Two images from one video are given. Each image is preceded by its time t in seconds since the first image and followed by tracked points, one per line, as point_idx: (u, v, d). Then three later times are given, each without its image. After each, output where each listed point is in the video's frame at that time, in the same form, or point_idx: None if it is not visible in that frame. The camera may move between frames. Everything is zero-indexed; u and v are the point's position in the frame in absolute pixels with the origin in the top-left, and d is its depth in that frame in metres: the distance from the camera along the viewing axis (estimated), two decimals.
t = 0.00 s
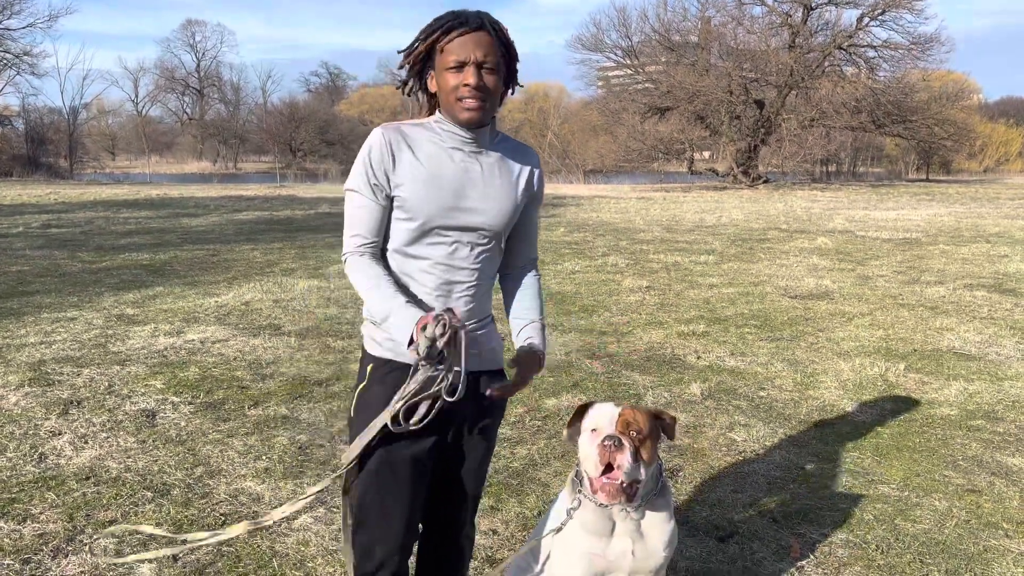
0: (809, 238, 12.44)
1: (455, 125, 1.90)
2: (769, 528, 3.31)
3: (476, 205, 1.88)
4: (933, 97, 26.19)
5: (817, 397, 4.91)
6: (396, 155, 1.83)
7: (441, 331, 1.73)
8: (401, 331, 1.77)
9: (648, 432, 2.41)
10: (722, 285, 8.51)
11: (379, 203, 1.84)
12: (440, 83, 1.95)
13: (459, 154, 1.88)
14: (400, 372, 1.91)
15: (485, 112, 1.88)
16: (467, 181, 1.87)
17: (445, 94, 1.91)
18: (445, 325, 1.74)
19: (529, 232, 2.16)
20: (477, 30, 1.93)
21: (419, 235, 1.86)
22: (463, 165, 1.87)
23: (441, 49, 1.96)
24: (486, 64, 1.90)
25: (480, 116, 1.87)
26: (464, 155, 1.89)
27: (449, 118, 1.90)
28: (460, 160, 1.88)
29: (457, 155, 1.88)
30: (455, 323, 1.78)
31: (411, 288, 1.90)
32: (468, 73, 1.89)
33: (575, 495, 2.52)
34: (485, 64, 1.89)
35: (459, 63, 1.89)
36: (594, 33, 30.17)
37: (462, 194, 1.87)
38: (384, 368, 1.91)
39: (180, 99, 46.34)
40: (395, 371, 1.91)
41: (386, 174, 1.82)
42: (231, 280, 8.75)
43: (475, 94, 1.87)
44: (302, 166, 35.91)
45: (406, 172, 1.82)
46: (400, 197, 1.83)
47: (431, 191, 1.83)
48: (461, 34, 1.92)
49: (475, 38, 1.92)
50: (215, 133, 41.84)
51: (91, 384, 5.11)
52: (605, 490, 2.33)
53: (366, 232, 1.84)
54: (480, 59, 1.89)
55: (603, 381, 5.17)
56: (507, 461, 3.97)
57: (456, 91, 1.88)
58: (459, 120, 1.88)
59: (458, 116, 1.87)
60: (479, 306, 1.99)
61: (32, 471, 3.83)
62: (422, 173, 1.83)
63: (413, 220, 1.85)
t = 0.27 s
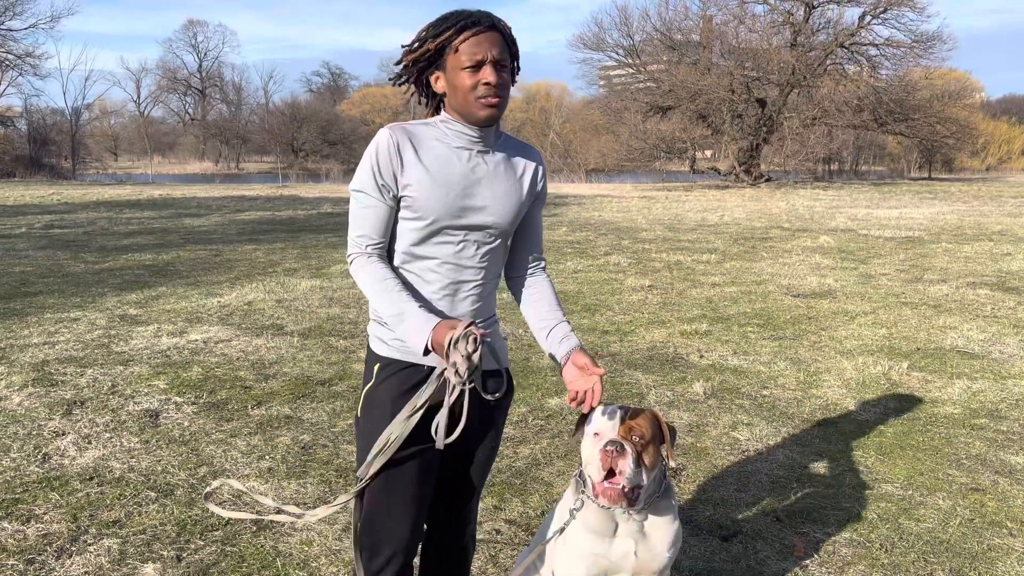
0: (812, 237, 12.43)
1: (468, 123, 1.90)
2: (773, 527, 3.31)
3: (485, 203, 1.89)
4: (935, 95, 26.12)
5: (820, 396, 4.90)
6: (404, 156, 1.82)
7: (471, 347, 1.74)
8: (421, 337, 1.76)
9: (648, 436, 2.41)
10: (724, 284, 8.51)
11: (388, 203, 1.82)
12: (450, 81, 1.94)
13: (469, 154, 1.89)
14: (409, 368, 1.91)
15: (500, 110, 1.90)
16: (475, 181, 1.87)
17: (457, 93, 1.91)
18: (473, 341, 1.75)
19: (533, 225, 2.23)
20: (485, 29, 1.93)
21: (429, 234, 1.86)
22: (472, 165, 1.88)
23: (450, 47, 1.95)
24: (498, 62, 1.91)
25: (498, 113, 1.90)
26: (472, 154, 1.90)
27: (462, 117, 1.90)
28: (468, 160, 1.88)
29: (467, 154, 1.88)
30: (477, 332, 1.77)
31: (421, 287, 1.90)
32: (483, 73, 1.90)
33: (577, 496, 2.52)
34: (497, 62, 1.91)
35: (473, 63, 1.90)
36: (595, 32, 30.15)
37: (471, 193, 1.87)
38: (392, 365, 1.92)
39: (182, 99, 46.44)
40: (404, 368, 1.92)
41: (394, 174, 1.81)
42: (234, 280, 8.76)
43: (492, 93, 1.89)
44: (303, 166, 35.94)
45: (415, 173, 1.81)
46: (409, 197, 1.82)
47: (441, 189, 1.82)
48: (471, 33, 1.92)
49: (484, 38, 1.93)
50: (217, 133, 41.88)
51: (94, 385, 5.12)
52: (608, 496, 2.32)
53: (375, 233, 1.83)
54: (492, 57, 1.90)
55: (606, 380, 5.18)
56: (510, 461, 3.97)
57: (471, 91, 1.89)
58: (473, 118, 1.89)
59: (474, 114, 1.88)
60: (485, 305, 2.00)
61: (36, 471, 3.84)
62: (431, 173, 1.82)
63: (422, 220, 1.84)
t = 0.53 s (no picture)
0: (816, 236, 12.41)
1: (476, 123, 1.91)
2: (778, 527, 3.30)
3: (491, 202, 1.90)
4: (939, 93, 26.06)
5: (825, 396, 4.89)
6: (411, 159, 1.83)
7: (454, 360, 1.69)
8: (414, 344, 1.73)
9: (655, 449, 2.34)
10: (728, 284, 8.50)
11: (395, 207, 1.83)
12: (456, 82, 1.94)
13: (474, 154, 1.90)
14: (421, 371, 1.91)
15: (507, 110, 1.91)
16: (482, 179, 1.89)
17: (464, 93, 1.91)
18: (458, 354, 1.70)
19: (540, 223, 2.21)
20: (489, 30, 1.94)
21: (438, 235, 1.87)
22: (476, 167, 1.89)
23: (457, 48, 1.95)
24: (503, 62, 1.92)
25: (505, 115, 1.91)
26: (478, 153, 1.90)
27: (471, 116, 1.90)
28: (474, 160, 1.89)
29: (473, 155, 1.90)
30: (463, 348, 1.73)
31: (430, 290, 1.91)
32: (492, 73, 1.91)
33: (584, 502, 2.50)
34: (502, 63, 1.92)
35: (482, 63, 1.91)
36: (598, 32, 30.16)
37: (478, 193, 1.88)
38: (402, 369, 1.91)
39: (186, 101, 46.60)
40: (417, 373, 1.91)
41: (400, 178, 1.82)
42: (238, 282, 8.78)
43: (502, 93, 1.90)
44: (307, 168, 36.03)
45: (421, 176, 1.82)
46: (417, 200, 1.83)
47: (450, 189, 1.84)
48: (479, 34, 1.93)
49: (490, 39, 1.93)
50: (221, 135, 42.00)
51: (100, 387, 5.14)
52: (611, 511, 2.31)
53: (383, 238, 1.84)
54: (498, 58, 1.91)
55: (611, 381, 5.17)
56: (514, 462, 3.97)
57: (480, 90, 1.89)
58: (480, 118, 1.90)
59: (483, 114, 1.89)
60: (494, 306, 2.01)
61: (42, 474, 3.85)
62: (438, 174, 1.84)
63: (432, 221, 1.85)
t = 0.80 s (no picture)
0: (820, 236, 12.38)
1: (472, 125, 1.91)
2: (783, 527, 3.30)
3: (488, 204, 1.89)
4: (944, 92, 25.98)
5: (830, 396, 4.88)
6: (406, 162, 1.84)
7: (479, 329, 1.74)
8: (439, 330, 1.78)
9: (664, 470, 2.25)
10: (732, 284, 8.48)
11: (393, 210, 1.85)
12: (450, 82, 1.93)
13: (469, 155, 1.89)
14: (421, 375, 1.91)
15: (502, 110, 1.91)
16: (478, 182, 1.88)
17: (459, 95, 1.91)
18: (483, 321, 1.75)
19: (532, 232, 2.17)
20: (482, 29, 1.93)
21: (435, 238, 1.88)
22: (473, 168, 1.89)
23: (449, 49, 1.94)
24: (497, 62, 1.91)
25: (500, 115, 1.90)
26: (472, 155, 1.90)
27: (465, 119, 1.90)
28: (470, 161, 1.89)
29: (468, 157, 1.89)
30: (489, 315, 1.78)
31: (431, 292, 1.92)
32: (485, 75, 1.90)
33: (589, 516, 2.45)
34: (496, 63, 1.90)
35: (475, 64, 1.89)
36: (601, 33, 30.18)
37: (475, 194, 1.88)
38: (403, 372, 1.91)
39: (190, 105, 46.80)
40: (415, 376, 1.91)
41: (396, 181, 1.83)
42: (242, 285, 8.81)
43: (496, 94, 1.89)
44: (311, 170, 36.11)
45: (418, 178, 1.83)
46: (412, 203, 1.84)
47: (445, 192, 1.84)
48: (471, 34, 1.91)
49: (484, 39, 1.92)
50: (225, 138, 42.14)
51: (105, 390, 5.16)
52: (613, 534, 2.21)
53: (380, 240, 1.86)
54: (492, 58, 1.90)
55: (615, 381, 5.17)
56: (519, 463, 3.97)
57: (474, 92, 1.89)
58: (475, 120, 1.89)
59: (477, 116, 1.89)
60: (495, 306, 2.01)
61: (48, 476, 3.87)
62: (433, 177, 1.84)
63: (429, 225, 1.86)
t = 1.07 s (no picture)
0: (824, 237, 12.35)
1: (458, 121, 1.92)
2: (787, 527, 3.29)
3: (483, 210, 1.90)
4: (948, 92, 25.91)
5: (833, 396, 4.88)
6: (398, 169, 1.85)
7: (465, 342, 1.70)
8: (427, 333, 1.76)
9: (665, 480, 2.23)
10: (736, 285, 8.47)
11: (386, 217, 1.87)
12: (437, 78, 1.96)
13: (461, 160, 1.90)
14: (420, 381, 1.91)
15: (488, 107, 1.91)
16: (472, 187, 1.89)
17: (446, 91, 1.92)
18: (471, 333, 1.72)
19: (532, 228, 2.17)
20: (471, 27, 1.96)
21: (430, 244, 1.89)
22: (466, 173, 1.89)
23: (437, 45, 1.97)
24: (485, 59, 1.92)
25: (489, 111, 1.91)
26: (464, 159, 1.91)
27: (451, 114, 1.91)
28: (462, 167, 1.89)
29: (460, 161, 1.90)
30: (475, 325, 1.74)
31: (428, 296, 1.93)
32: (471, 70, 1.90)
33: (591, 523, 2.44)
34: (485, 60, 1.92)
35: (461, 60, 1.91)
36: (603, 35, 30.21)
37: (469, 200, 1.88)
38: (402, 378, 1.92)
39: (194, 109, 47.11)
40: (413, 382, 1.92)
41: (389, 188, 1.84)
42: (246, 288, 8.83)
43: (481, 88, 1.90)
44: (315, 173, 36.19)
45: (410, 186, 1.84)
46: (406, 209, 1.85)
47: (438, 198, 1.85)
48: (459, 31, 1.94)
49: (473, 37, 1.94)
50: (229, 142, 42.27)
51: (110, 393, 5.18)
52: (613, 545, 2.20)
53: (373, 247, 1.87)
54: (480, 56, 1.91)
55: (618, 382, 5.17)
56: (523, 464, 3.98)
57: (458, 86, 1.90)
58: (461, 116, 1.90)
59: (464, 112, 1.90)
60: (493, 308, 2.01)
61: (54, 479, 3.89)
62: (427, 184, 1.85)
63: (423, 232, 1.87)
